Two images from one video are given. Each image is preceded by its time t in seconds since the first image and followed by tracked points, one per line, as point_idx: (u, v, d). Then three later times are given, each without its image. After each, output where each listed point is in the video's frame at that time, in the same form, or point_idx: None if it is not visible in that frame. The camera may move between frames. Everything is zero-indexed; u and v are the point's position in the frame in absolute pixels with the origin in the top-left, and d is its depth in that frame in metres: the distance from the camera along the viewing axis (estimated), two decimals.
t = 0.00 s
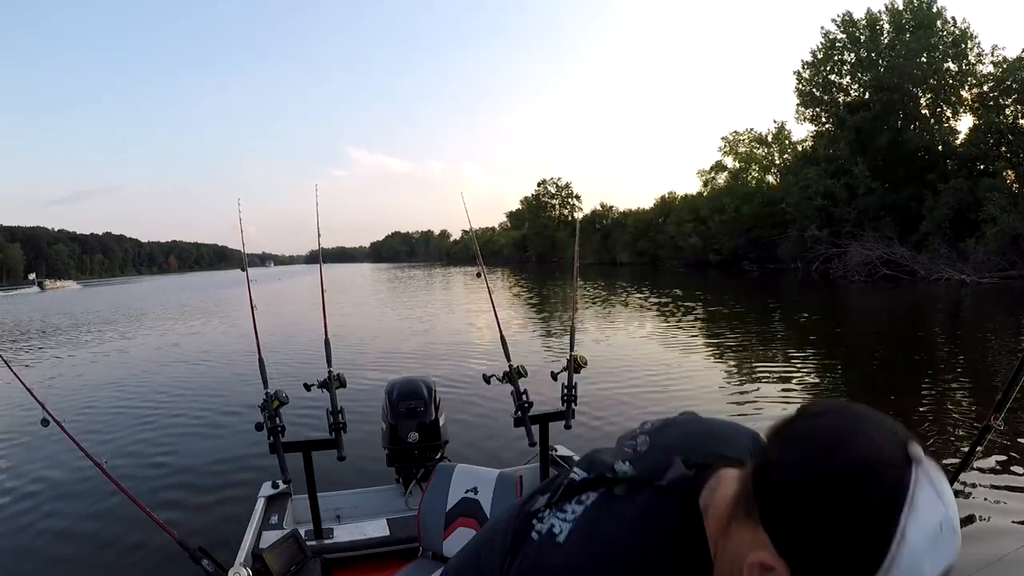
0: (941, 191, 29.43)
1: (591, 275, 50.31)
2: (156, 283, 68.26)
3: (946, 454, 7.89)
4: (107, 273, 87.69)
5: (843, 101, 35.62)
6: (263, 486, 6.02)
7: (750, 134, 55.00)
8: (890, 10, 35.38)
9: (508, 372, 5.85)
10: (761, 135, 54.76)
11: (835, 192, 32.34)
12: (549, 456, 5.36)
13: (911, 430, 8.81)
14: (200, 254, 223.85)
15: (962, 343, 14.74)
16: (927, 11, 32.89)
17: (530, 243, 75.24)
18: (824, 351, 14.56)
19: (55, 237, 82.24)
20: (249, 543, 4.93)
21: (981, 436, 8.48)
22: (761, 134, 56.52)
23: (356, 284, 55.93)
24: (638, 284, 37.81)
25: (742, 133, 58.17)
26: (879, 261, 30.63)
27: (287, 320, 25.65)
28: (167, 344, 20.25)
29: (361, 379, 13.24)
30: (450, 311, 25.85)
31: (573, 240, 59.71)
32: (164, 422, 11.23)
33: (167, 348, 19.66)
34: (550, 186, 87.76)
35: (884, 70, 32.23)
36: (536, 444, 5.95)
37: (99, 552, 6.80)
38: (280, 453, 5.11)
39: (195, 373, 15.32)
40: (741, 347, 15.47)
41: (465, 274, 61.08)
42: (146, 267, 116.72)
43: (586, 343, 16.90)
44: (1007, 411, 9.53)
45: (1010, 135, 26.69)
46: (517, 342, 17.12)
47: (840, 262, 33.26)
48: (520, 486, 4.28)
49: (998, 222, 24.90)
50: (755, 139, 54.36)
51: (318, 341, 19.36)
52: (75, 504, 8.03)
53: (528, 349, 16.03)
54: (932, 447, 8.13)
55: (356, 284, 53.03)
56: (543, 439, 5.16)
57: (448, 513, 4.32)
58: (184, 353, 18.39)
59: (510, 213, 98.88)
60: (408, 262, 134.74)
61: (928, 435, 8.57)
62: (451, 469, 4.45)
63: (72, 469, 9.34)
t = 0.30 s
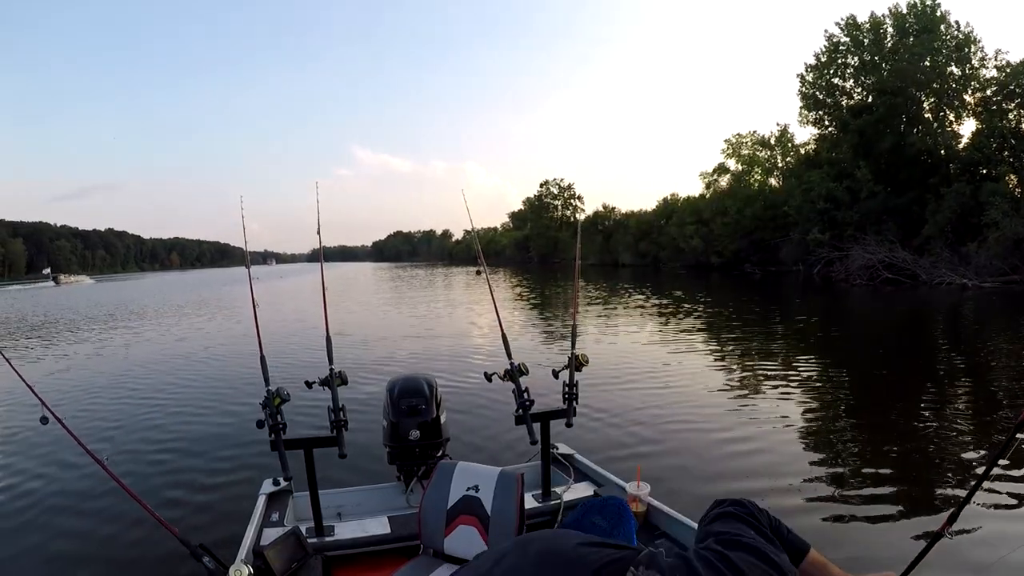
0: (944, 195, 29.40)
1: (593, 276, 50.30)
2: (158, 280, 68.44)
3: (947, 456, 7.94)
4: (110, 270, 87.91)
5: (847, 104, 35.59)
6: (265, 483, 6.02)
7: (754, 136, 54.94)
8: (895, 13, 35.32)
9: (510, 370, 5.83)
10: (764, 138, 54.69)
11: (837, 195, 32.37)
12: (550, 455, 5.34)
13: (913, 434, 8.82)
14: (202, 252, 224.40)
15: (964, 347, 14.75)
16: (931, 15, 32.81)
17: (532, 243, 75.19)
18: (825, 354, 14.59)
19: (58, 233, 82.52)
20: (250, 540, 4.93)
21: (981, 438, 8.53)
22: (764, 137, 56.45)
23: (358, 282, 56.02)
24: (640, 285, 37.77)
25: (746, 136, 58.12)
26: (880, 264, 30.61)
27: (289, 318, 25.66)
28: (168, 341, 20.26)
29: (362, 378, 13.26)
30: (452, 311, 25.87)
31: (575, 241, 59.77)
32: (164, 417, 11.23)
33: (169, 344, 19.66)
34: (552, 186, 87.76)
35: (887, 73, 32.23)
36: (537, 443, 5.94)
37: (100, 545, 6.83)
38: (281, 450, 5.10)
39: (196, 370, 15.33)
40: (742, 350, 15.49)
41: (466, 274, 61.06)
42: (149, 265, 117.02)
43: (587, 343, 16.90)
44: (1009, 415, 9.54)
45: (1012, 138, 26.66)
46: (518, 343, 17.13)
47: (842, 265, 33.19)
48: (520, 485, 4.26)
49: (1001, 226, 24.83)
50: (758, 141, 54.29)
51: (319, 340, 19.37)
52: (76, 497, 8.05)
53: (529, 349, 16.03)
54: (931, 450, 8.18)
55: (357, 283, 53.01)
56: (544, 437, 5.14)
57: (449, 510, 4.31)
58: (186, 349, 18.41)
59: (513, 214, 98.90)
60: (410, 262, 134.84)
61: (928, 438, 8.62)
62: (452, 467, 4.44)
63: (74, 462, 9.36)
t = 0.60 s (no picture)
0: (945, 195, 29.38)
1: (594, 276, 50.39)
2: (161, 282, 68.62)
3: (945, 454, 7.96)
4: (112, 271, 88.15)
5: (847, 105, 35.63)
6: (265, 484, 6.03)
7: (755, 137, 54.97)
8: (896, 14, 35.32)
9: (510, 370, 5.82)
10: (765, 138, 54.75)
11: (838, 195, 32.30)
12: (550, 455, 5.33)
13: (914, 433, 8.82)
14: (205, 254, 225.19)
15: (964, 347, 14.76)
16: (931, 15, 32.78)
17: (533, 244, 75.19)
18: (825, 354, 14.55)
19: (61, 234, 82.80)
20: (251, 541, 4.92)
21: (982, 438, 8.51)
22: (766, 138, 56.45)
23: (360, 283, 56.10)
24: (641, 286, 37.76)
25: (747, 136, 58.13)
26: (881, 264, 30.60)
27: (290, 319, 25.69)
28: (169, 342, 20.27)
29: (363, 378, 13.27)
30: (453, 312, 25.89)
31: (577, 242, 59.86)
32: (165, 417, 11.22)
33: (170, 345, 19.66)
34: (554, 187, 87.92)
35: (888, 74, 32.25)
36: (538, 443, 5.93)
37: (101, 543, 6.83)
38: (282, 450, 5.10)
39: (197, 370, 15.32)
40: (742, 350, 15.47)
41: (468, 274, 61.10)
42: (151, 266, 117.33)
43: (587, 344, 16.89)
44: (1009, 413, 9.55)
45: (1013, 138, 26.64)
46: (519, 343, 17.14)
47: (843, 266, 33.16)
48: (521, 484, 4.26)
49: (1001, 226, 24.79)
50: (759, 142, 54.35)
51: (319, 340, 19.36)
52: (76, 497, 8.05)
53: (530, 350, 16.04)
54: (932, 450, 8.16)
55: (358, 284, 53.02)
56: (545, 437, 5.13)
57: (449, 510, 4.31)
58: (187, 350, 18.41)
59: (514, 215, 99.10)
60: (412, 262, 135.05)
61: (929, 438, 8.59)
62: (452, 466, 4.45)
63: (75, 462, 9.36)
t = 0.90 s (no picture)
0: (945, 193, 29.34)
1: (595, 276, 50.38)
2: (161, 284, 68.64)
3: (947, 453, 7.93)
4: (112, 274, 88.20)
5: (848, 102, 35.61)
6: (266, 487, 6.03)
7: (755, 135, 54.88)
8: (895, 11, 35.27)
9: (510, 372, 5.82)
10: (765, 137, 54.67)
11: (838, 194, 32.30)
12: (550, 457, 5.32)
13: (915, 432, 8.78)
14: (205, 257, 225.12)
15: (966, 345, 14.72)
16: (931, 12, 32.69)
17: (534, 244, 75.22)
18: (826, 353, 14.50)
19: (60, 238, 82.91)
20: (251, 544, 4.93)
21: (983, 436, 8.48)
22: (766, 136, 56.37)
23: (360, 285, 56.08)
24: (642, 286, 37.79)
25: (747, 134, 58.02)
26: (882, 262, 30.60)
27: (291, 321, 25.69)
28: (170, 345, 20.28)
29: (364, 380, 13.27)
30: (454, 313, 25.88)
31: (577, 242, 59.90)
32: (165, 420, 11.22)
33: (171, 348, 19.67)
34: (554, 187, 87.93)
35: (888, 72, 32.23)
36: (538, 446, 5.94)
37: (101, 546, 6.84)
38: (282, 453, 5.11)
39: (198, 373, 15.32)
40: (743, 349, 15.45)
41: (468, 275, 61.13)
42: (151, 269, 117.35)
43: (588, 344, 16.87)
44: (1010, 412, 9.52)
45: (1013, 135, 26.60)
46: (520, 343, 17.14)
47: (844, 264, 33.17)
48: (521, 487, 4.26)
49: (1002, 223, 24.75)
50: (759, 140, 54.26)
51: (320, 341, 19.36)
52: (77, 499, 8.04)
53: (531, 350, 16.04)
54: (933, 449, 8.13)
55: (359, 286, 53.07)
56: (545, 440, 5.13)
57: (449, 513, 4.32)
58: (187, 353, 18.42)
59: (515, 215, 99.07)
60: (412, 264, 135.00)
61: (930, 436, 8.56)
62: (452, 469, 4.46)
63: (75, 465, 9.36)
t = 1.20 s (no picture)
0: (946, 192, 29.29)
1: (596, 276, 50.35)
2: (163, 285, 68.75)
3: (950, 453, 7.89)
4: (113, 275, 88.35)
5: (848, 101, 35.61)
6: (266, 487, 6.03)
7: (756, 134, 54.85)
8: (896, 10, 35.25)
9: (510, 373, 5.81)
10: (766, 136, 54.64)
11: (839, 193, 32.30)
12: (550, 458, 5.32)
13: (917, 432, 8.75)
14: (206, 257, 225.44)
15: (967, 344, 14.69)
16: (931, 11, 32.67)
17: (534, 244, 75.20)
18: (826, 352, 14.49)
19: (62, 239, 83.02)
20: (251, 544, 4.93)
21: (986, 435, 8.46)
22: (767, 136, 56.31)
23: (361, 285, 56.08)
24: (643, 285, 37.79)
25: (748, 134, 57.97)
26: (883, 262, 30.58)
27: (292, 321, 25.69)
28: (170, 345, 20.29)
29: (364, 380, 13.25)
30: (455, 313, 25.85)
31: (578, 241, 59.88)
32: (165, 420, 11.21)
33: (171, 348, 19.66)
34: (555, 187, 87.94)
35: (889, 71, 32.23)
36: (537, 446, 5.94)
37: (101, 545, 6.82)
38: (282, 453, 5.10)
39: (199, 373, 15.32)
40: (744, 348, 15.41)
41: (469, 274, 61.13)
42: (153, 269, 117.49)
43: (589, 344, 16.85)
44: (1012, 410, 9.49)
45: (1014, 134, 26.58)
46: (521, 343, 17.12)
47: (844, 264, 33.13)
48: (521, 487, 4.26)
49: (1003, 222, 24.74)
50: (760, 139, 54.21)
51: (320, 341, 19.35)
52: (77, 499, 8.04)
53: (531, 350, 16.02)
54: (936, 448, 8.10)
55: (360, 286, 53.08)
56: (545, 440, 5.11)
57: (450, 513, 4.31)
58: (189, 353, 18.42)
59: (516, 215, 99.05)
60: (413, 264, 135.00)
61: (932, 436, 8.54)
62: (452, 471, 4.46)
63: (76, 465, 9.34)
